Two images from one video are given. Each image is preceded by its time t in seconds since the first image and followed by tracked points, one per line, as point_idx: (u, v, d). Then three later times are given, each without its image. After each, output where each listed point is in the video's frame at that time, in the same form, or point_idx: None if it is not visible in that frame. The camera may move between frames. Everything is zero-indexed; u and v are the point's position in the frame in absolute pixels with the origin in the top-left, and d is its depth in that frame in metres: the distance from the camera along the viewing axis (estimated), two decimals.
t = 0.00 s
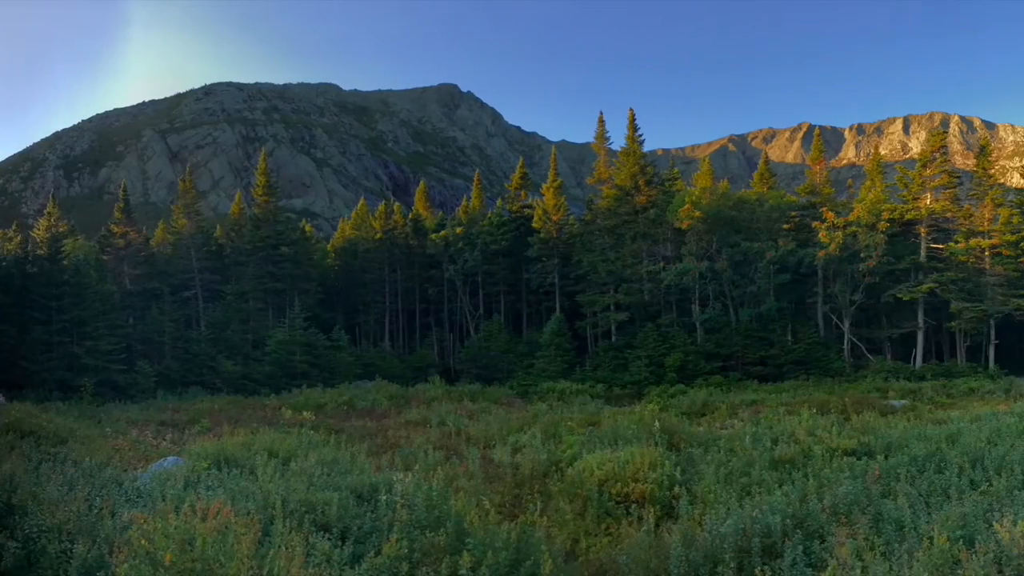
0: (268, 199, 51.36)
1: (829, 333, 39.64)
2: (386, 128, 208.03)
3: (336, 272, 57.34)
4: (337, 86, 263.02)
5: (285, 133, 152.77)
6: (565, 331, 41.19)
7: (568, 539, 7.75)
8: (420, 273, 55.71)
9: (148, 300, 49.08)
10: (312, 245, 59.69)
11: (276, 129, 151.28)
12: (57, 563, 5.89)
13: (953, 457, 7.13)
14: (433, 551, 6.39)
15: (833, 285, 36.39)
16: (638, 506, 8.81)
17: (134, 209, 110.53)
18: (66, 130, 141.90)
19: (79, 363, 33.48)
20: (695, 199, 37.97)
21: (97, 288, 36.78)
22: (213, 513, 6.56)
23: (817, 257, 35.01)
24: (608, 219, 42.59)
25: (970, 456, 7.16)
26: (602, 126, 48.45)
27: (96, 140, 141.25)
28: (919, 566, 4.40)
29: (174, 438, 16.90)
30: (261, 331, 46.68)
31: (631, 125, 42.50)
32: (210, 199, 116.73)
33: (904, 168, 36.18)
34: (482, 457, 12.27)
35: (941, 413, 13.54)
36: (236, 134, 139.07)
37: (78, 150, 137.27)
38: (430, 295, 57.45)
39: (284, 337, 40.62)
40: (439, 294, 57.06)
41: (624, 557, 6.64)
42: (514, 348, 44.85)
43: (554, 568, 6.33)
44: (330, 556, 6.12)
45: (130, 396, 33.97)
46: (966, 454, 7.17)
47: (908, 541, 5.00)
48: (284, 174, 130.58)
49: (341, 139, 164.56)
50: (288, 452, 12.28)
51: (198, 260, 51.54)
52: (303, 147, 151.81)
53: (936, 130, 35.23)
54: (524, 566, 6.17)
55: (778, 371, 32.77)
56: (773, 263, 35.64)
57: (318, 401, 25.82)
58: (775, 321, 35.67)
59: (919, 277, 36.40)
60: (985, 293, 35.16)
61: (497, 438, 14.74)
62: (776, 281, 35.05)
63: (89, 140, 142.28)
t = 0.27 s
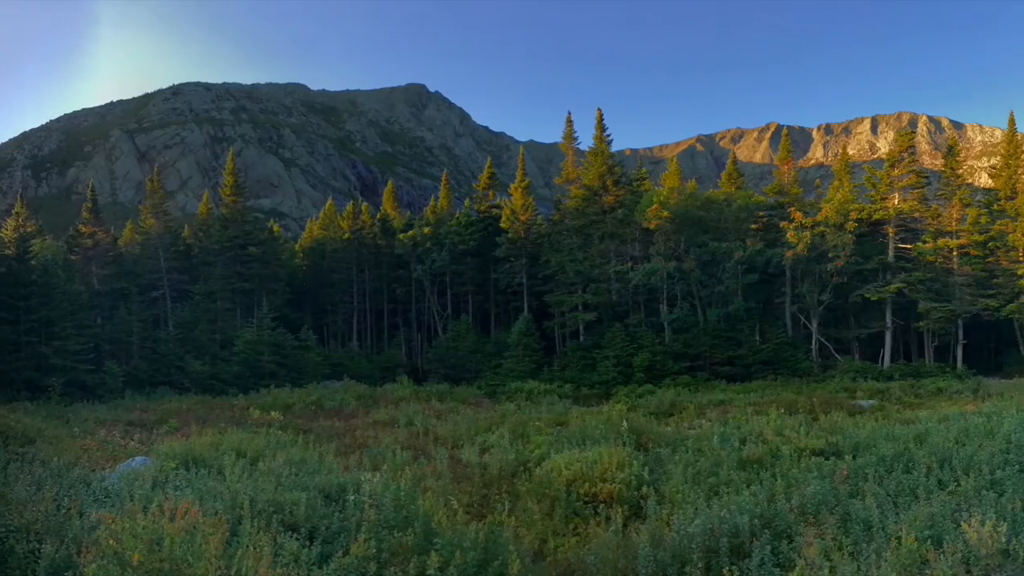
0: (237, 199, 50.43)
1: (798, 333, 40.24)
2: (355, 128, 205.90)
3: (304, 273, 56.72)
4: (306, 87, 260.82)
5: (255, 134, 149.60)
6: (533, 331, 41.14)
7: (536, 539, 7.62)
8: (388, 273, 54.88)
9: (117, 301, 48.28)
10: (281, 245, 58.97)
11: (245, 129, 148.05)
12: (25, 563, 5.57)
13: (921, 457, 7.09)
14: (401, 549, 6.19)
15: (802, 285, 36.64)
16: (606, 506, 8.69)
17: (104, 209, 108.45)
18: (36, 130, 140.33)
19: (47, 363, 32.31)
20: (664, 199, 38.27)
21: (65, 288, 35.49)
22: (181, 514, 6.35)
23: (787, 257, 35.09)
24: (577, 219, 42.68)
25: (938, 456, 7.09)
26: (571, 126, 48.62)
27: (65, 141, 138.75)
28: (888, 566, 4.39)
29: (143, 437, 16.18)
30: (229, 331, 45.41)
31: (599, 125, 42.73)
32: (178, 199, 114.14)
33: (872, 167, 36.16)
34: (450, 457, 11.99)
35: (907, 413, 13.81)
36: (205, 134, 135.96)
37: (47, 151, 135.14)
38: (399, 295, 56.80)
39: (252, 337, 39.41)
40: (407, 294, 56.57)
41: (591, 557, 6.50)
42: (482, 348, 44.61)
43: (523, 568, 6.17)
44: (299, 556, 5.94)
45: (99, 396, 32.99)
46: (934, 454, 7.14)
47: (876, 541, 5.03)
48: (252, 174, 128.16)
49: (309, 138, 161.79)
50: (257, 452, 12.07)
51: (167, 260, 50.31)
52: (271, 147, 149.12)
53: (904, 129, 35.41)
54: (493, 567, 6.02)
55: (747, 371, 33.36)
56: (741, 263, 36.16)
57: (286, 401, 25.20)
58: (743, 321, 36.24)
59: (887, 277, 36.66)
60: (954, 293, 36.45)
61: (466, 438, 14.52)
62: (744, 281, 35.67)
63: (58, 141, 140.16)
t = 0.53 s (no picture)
0: (206, 199, 48.94)
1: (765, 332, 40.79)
2: (323, 128, 203.13)
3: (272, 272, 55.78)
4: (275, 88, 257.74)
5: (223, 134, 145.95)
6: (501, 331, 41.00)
7: (505, 538, 7.46)
8: (357, 273, 54.50)
9: (85, 300, 47.39)
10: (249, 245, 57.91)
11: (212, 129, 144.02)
12: None
13: (890, 457, 7.15)
14: (369, 551, 5.97)
15: (771, 285, 37.00)
16: (574, 506, 8.56)
17: (71, 209, 105.89)
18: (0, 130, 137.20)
19: (14, 363, 31.37)
20: (633, 198, 37.99)
21: (33, 287, 34.40)
22: (148, 513, 6.07)
23: (755, 257, 35.53)
24: (545, 219, 42.69)
25: (905, 457, 7.15)
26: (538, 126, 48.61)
27: (32, 140, 135.37)
28: (856, 567, 4.37)
29: (111, 438, 15.46)
30: (198, 331, 45.07)
31: (567, 126, 42.81)
32: (146, 199, 111.13)
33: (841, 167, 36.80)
34: (419, 457, 11.76)
35: (874, 413, 14.07)
36: (173, 134, 131.56)
37: (13, 150, 131.98)
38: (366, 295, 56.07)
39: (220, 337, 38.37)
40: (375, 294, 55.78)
41: (560, 557, 6.36)
42: (450, 348, 44.19)
43: (492, 568, 6.01)
44: (268, 556, 5.72)
45: (67, 396, 31.93)
46: (903, 454, 7.19)
47: (844, 541, 5.01)
48: (220, 174, 125.56)
49: (276, 139, 158.78)
50: (225, 452, 11.57)
51: (135, 260, 48.92)
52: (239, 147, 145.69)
53: (872, 129, 35.90)
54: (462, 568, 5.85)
55: (715, 371, 33.70)
56: (709, 263, 36.68)
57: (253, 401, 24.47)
58: (711, 321, 36.74)
59: (856, 276, 37.40)
60: (921, 293, 36.89)
61: (434, 438, 14.26)
62: (712, 281, 36.08)
63: (24, 141, 136.89)
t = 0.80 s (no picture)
0: (174, 199, 47.49)
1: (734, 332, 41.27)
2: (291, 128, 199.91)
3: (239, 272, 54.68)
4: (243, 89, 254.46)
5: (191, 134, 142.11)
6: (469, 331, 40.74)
7: (472, 538, 7.26)
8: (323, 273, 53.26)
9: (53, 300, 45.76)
10: (216, 245, 56.71)
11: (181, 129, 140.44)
12: None
13: (857, 457, 7.25)
14: (339, 551, 5.75)
15: (739, 285, 37.41)
16: (542, 506, 8.42)
17: (40, 211, 103.59)
18: None
19: None
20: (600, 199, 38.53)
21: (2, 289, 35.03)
22: (116, 513, 5.85)
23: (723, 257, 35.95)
24: (513, 219, 42.66)
25: (873, 456, 7.28)
26: (506, 126, 48.52)
27: None
28: (824, 567, 4.34)
29: (78, 438, 14.76)
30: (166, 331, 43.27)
31: (535, 125, 42.83)
32: (115, 199, 107.79)
33: (808, 167, 37.02)
34: (386, 457, 11.50)
35: (840, 413, 14.32)
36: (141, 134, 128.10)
37: None
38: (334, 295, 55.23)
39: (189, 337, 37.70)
40: (343, 294, 54.90)
41: (528, 557, 6.22)
42: (418, 348, 43.70)
43: (459, 569, 5.84)
44: (235, 557, 5.51)
45: (35, 396, 32.92)
46: (871, 454, 7.30)
47: (812, 542, 4.97)
48: (188, 174, 122.75)
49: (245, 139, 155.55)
50: (194, 452, 11.19)
51: (103, 260, 47.43)
52: (207, 146, 141.96)
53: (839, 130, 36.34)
54: (431, 567, 5.72)
55: (682, 371, 34.06)
56: (677, 263, 37.04)
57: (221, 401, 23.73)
58: (678, 321, 37.25)
59: (823, 276, 37.53)
60: (889, 293, 37.07)
61: (402, 438, 13.95)
62: (680, 281, 36.65)
63: None
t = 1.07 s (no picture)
0: (141, 199, 45.24)
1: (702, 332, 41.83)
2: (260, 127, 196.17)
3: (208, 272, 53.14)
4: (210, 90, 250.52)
5: (159, 133, 138.03)
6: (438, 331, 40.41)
7: (440, 538, 7.09)
8: (293, 273, 52.54)
9: (20, 300, 43.75)
10: (183, 244, 55.30)
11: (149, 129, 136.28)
12: None
13: (825, 457, 7.35)
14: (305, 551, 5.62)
15: (707, 285, 37.97)
16: (510, 506, 8.28)
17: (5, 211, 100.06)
18: None
19: None
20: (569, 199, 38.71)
21: None
22: (84, 514, 5.70)
23: (691, 257, 36.39)
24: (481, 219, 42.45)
25: (840, 456, 7.36)
26: (474, 126, 48.23)
27: None
28: (792, 567, 4.33)
29: (43, 438, 13.99)
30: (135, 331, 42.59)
31: (503, 125, 42.70)
32: (82, 199, 104.17)
33: (777, 167, 38.24)
34: (354, 457, 11.14)
35: (808, 413, 14.61)
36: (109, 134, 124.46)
37: None
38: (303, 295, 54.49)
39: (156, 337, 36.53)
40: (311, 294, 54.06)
41: (496, 556, 6.09)
42: (387, 348, 43.09)
43: (429, 569, 5.68)
44: (204, 557, 5.38)
45: None
46: (839, 454, 7.40)
47: (780, 542, 4.99)
48: (156, 173, 119.58)
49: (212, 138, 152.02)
50: (163, 451, 10.84)
51: (72, 261, 45.80)
52: (175, 147, 138.19)
53: (808, 131, 37.21)
54: (397, 567, 5.54)
55: (650, 371, 34.43)
56: (645, 263, 37.41)
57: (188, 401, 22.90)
58: (647, 321, 37.67)
59: (792, 277, 38.38)
60: (858, 292, 37.82)
61: (370, 438, 13.62)
62: (647, 281, 37.03)
63: None
